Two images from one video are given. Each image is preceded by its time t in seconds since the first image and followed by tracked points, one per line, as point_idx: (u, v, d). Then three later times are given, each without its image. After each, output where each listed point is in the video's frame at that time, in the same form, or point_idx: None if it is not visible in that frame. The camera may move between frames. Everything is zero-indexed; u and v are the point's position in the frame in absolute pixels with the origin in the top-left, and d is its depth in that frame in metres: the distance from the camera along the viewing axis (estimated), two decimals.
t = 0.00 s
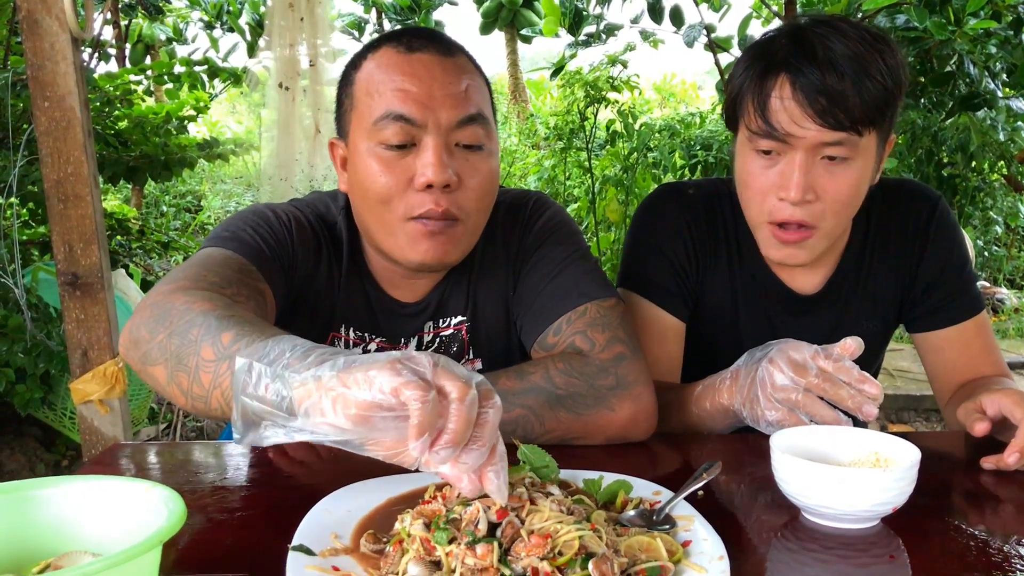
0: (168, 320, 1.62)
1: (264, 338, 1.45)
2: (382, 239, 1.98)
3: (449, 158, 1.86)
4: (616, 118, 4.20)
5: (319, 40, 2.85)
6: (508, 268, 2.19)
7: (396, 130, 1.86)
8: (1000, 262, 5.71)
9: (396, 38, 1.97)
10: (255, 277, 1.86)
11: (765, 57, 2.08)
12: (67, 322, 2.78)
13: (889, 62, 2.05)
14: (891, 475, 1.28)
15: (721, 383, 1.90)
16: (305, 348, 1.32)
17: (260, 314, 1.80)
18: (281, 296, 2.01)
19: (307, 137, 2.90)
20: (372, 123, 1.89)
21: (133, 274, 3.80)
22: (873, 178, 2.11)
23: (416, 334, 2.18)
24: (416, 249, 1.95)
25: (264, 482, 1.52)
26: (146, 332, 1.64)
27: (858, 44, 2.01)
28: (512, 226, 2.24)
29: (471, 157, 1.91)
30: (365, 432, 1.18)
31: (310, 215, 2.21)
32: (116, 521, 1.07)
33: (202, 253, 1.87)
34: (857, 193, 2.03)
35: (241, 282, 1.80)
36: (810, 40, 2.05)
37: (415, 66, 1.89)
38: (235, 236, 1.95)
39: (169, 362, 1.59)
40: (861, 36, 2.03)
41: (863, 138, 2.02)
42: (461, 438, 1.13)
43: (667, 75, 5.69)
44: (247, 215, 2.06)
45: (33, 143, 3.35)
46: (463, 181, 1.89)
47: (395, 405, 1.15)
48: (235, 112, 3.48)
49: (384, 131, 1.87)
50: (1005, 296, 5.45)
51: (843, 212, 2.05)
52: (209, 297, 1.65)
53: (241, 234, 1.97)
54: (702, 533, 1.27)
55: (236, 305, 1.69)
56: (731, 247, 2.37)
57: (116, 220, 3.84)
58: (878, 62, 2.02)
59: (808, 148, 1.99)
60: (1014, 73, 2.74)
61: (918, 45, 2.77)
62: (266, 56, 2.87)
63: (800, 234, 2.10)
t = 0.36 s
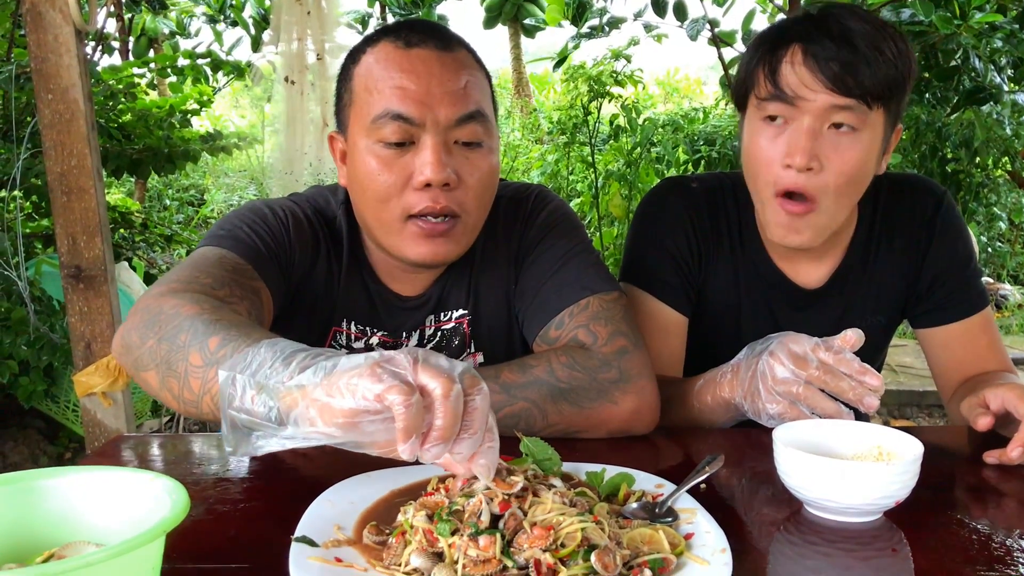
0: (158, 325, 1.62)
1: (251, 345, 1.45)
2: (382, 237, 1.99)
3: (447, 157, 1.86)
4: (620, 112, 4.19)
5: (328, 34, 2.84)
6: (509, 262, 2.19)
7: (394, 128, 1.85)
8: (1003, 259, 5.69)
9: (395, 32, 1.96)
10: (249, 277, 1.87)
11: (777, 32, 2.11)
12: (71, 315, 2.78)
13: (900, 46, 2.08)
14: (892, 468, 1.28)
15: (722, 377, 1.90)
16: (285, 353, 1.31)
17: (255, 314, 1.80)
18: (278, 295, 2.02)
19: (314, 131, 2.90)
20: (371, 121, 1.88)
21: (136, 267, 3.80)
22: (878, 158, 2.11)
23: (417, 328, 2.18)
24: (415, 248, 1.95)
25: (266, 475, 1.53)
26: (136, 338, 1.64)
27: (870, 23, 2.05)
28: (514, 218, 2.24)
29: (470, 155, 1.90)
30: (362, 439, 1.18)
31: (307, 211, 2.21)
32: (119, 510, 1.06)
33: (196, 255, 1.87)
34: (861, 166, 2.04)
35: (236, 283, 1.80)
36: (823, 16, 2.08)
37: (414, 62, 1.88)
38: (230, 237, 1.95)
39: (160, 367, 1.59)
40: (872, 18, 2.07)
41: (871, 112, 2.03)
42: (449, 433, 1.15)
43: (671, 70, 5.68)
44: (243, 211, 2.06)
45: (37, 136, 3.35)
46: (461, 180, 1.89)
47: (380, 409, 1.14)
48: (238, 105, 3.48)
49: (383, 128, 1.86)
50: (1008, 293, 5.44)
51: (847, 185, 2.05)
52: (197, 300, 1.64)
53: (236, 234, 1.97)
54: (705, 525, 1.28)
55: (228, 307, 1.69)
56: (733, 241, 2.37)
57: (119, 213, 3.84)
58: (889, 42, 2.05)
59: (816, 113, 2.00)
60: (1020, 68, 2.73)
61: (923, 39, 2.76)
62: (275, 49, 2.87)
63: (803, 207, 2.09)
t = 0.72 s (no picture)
0: (155, 309, 1.63)
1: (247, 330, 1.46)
2: (382, 243, 1.99)
3: (446, 169, 1.86)
4: (621, 111, 4.19)
5: (329, 33, 2.84)
6: (511, 262, 2.20)
7: (394, 139, 1.85)
8: (1003, 258, 5.69)
9: (397, 38, 1.95)
10: (247, 269, 1.87)
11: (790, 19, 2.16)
12: (72, 313, 2.78)
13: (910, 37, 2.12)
14: (890, 467, 1.28)
15: (722, 377, 1.91)
16: (280, 339, 1.32)
17: (252, 306, 1.81)
18: (274, 287, 2.02)
19: (315, 130, 2.90)
20: (371, 129, 1.88)
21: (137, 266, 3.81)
22: (884, 144, 2.13)
23: (417, 327, 2.18)
24: (412, 257, 1.95)
25: (268, 473, 1.53)
26: (131, 320, 1.65)
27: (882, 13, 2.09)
28: (515, 217, 2.24)
29: (470, 165, 1.90)
30: (354, 425, 1.20)
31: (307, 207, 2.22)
32: (122, 508, 1.07)
33: (193, 244, 1.87)
34: (868, 147, 2.05)
35: (234, 274, 1.80)
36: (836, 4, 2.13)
37: (415, 71, 1.87)
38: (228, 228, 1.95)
39: (154, 351, 1.59)
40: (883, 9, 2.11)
41: (880, 95, 2.06)
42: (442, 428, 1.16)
43: (672, 70, 5.69)
44: (243, 206, 2.07)
45: (38, 135, 3.36)
46: (460, 190, 1.89)
47: (374, 400, 1.16)
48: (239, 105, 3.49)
49: (382, 138, 1.87)
50: (1008, 292, 5.45)
51: (853, 165, 2.06)
52: (194, 287, 1.65)
53: (234, 226, 1.97)
54: (705, 523, 1.28)
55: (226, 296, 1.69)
56: (733, 240, 2.37)
57: (120, 212, 3.85)
58: (900, 31, 2.09)
59: (824, 92, 2.04)
60: (1020, 67, 2.73)
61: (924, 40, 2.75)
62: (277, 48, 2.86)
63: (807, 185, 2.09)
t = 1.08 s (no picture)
0: (173, 294, 1.63)
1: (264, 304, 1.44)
2: (383, 246, 2.00)
3: (449, 174, 1.86)
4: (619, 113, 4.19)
5: (327, 35, 2.84)
6: (510, 262, 2.20)
7: (397, 142, 1.85)
8: (1001, 260, 5.71)
9: (402, 42, 1.94)
10: (258, 262, 1.87)
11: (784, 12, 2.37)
12: (70, 316, 2.78)
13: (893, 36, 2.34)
14: (889, 469, 1.28)
15: (719, 380, 1.91)
16: (302, 321, 1.31)
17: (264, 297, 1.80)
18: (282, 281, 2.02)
19: (313, 132, 2.91)
20: (374, 133, 1.88)
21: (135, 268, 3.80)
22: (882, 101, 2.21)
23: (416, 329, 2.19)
24: (414, 260, 1.97)
25: (266, 476, 1.53)
26: (150, 304, 1.65)
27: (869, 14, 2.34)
28: (514, 218, 2.25)
29: (472, 171, 1.90)
30: (362, 422, 1.19)
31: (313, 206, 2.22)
32: (122, 511, 1.07)
33: (204, 235, 1.87)
34: (873, 83, 2.12)
35: (245, 265, 1.80)
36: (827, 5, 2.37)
37: (420, 75, 1.87)
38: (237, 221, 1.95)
39: (172, 336, 1.59)
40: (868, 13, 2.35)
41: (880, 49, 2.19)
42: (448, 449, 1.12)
43: (670, 72, 5.70)
44: (251, 201, 2.07)
45: (36, 138, 3.37)
46: (462, 196, 1.89)
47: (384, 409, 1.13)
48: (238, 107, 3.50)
49: (385, 143, 1.86)
50: (1006, 294, 5.46)
51: (863, 90, 2.10)
52: (213, 272, 1.64)
53: (244, 220, 1.97)
54: (703, 525, 1.28)
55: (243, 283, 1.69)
56: (732, 242, 2.37)
57: (119, 214, 3.85)
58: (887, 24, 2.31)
59: (829, 33, 2.16)
60: (1017, 69, 2.74)
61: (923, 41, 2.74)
62: (276, 50, 2.87)
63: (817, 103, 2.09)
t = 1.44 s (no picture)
0: (203, 284, 1.62)
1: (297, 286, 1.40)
2: (387, 246, 2.01)
3: (457, 175, 1.86)
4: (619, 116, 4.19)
5: (326, 37, 2.84)
6: (511, 264, 2.21)
7: (405, 142, 1.85)
8: (1000, 263, 5.72)
9: (412, 45, 1.95)
10: (275, 257, 1.86)
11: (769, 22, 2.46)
12: (71, 317, 2.78)
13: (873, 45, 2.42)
14: (889, 472, 1.29)
15: (722, 383, 1.91)
16: (342, 311, 1.28)
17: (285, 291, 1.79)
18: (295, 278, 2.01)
19: (313, 134, 2.91)
20: (383, 133, 1.88)
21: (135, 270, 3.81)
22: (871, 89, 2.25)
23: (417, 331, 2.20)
24: (418, 261, 1.98)
25: (267, 477, 1.53)
26: (180, 295, 1.65)
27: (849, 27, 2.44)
28: (515, 220, 2.25)
29: (479, 173, 1.90)
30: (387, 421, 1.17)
31: (323, 205, 2.22)
32: (123, 513, 1.07)
33: (221, 229, 1.87)
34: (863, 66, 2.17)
35: (261, 260, 1.79)
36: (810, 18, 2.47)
37: (430, 78, 1.86)
38: (252, 217, 1.95)
39: (203, 326, 1.58)
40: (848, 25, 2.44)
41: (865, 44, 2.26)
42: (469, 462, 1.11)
43: (669, 75, 5.71)
44: (265, 197, 2.07)
45: (37, 140, 3.38)
46: (469, 198, 1.90)
47: (411, 415, 1.12)
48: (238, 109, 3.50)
49: (394, 142, 1.86)
50: (1005, 297, 5.47)
51: (854, 69, 2.14)
52: (244, 264, 1.63)
53: (259, 215, 1.97)
54: (703, 527, 1.28)
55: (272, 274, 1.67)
56: (733, 245, 2.38)
57: (119, 216, 3.85)
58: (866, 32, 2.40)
59: (818, 22, 2.22)
60: (1016, 73, 2.75)
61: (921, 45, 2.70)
62: (274, 52, 2.87)
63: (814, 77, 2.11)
